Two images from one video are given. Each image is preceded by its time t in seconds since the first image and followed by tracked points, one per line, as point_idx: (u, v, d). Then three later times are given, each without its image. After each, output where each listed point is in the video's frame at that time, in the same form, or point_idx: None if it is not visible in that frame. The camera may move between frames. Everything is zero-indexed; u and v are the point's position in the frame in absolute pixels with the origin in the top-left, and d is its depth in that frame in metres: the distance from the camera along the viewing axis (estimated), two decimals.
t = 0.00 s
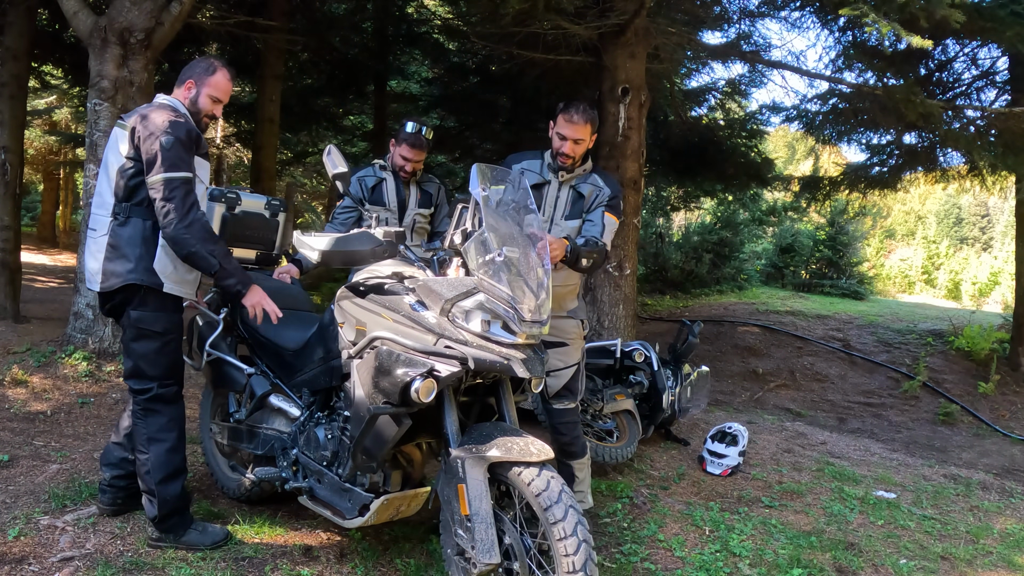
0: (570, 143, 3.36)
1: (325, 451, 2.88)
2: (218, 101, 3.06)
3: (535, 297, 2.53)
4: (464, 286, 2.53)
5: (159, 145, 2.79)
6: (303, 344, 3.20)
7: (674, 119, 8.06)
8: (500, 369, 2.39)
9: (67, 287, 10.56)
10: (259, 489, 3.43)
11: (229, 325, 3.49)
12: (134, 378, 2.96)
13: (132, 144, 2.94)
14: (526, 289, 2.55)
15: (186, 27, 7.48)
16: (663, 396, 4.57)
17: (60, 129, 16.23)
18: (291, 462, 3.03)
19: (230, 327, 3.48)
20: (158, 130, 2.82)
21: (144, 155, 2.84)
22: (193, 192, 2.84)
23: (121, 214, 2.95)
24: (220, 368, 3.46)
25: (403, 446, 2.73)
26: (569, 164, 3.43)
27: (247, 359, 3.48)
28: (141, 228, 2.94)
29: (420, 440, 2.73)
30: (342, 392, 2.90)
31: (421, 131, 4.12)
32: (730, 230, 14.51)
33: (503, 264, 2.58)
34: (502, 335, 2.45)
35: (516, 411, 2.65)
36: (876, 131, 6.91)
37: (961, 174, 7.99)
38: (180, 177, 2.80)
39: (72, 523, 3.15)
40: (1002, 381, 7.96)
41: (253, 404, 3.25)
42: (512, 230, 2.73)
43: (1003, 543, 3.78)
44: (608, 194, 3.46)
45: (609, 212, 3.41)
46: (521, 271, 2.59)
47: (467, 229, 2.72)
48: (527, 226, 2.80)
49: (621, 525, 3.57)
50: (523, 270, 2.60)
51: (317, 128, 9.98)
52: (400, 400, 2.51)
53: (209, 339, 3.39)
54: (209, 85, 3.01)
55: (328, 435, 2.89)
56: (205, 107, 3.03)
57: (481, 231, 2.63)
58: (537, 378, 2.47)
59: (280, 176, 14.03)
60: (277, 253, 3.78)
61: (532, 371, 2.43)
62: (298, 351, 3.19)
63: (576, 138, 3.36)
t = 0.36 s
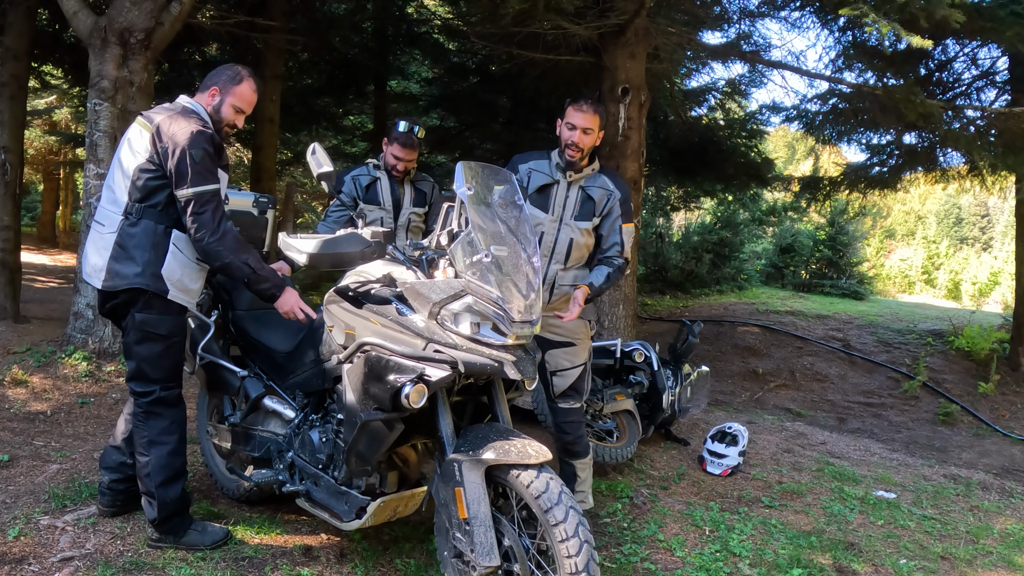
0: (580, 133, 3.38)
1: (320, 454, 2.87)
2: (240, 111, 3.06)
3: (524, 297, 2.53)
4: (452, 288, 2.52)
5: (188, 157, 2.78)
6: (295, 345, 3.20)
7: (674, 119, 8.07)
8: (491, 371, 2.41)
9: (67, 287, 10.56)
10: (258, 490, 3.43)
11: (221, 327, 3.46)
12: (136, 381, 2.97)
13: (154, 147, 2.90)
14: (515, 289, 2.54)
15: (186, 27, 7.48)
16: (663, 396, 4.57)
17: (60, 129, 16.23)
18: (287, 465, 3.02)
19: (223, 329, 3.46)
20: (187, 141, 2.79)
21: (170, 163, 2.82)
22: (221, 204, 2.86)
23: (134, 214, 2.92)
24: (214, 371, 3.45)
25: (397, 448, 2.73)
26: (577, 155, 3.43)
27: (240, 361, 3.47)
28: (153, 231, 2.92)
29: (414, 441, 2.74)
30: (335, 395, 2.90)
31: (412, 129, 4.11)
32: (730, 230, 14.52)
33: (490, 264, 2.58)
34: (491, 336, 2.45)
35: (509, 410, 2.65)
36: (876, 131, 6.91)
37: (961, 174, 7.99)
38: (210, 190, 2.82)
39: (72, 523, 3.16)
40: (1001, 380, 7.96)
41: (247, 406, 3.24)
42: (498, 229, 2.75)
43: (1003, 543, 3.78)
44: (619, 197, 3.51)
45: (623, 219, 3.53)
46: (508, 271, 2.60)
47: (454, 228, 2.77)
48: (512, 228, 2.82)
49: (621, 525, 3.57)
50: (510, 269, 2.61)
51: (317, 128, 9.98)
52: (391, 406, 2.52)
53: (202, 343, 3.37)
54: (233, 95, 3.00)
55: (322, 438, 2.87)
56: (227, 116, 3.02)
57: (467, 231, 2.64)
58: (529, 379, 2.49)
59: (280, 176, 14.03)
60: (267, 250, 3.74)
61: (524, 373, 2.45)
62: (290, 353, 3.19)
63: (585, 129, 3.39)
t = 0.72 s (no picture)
0: (572, 133, 3.39)
1: (317, 456, 2.87)
2: (246, 114, 3.08)
3: (519, 297, 2.53)
4: (445, 289, 2.51)
5: (183, 160, 2.78)
6: (292, 346, 3.20)
7: (674, 119, 8.07)
8: (485, 373, 2.40)
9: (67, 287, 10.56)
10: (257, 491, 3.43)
11: (218, 328, 3.46)
12: (139, 378, 2.97)
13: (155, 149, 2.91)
14: (508, 289, 2.55)
15: (186, 27, 7.47)
16: (663, 395, 4.57)
17: (59, 129, 16.22)
18: (285, 466, 3.02)
19: (218, 331, 3.46)
20: (183, 144, 2.79)
21: (168, 166, 2.82)
22: (216, 209, 2.85)
23: (135, 215, 2.94)
24: (211, 372, 3.44)
25: (394, 449, 2.73)
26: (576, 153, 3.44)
27: (236, 362, 3.46)
28: (153, 233, 2.93)
29: (411, 442, 2.73)
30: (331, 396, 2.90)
31: (402, 128, 4.05)
32: (730, 230, 14.51)
33: (484, 265, 2.59)
34: (485, 338, 2.45)
35: (505, 411, 2.65)
36: (875, 131, 6.91)
37: (961, 174, 7.99)
38: (206, 194, 2.81)
39: (72, 523, 3.16)
40: (1002, 380, 7.96)
41: (245, 407, 3.24)
42: (493, 229, 2.77)
43: (1002, 543, 3.78)
44: (624, 193, 3.55)
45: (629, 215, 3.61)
46: (501, 271, 2.61)
47: (446, 229, 2.79)
48: (506, 228, 2.83)
49: (621, 525, 3.57)
50: (503, 268, 2.62)
51: (317, 128, 9.97)
52: (387, 408, 2.53)
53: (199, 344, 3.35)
54: (240, 98, 3.02)
55: (319, 439, 2.87)
56: (231, 119, 3.03)
57: (460, 231, 2.65)
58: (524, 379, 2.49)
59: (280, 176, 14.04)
60: (262, 249, 3.78)
61: (519, 373, 2.44)
62: (287, 354, 3.18)
63: (576, 128, 3.38)
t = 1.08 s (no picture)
0: (565, 130, 3.44)
1: (318, 455, 2.87)
2: (243, 108, 3.07)
3: (520, 297, 2.54)
4: (447, 289, 2.51)
5: (167, 156, 2.76)
6: (293, 345, 3.20)
7: (674, 119, 8.07)
8: (487, 372, 2.40)
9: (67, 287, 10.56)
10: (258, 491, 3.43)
11: (218, 329, 3.45)
12: (143, 376, 2.97)
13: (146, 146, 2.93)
14: (510, 288, 2.55)
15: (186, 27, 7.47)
16: (663, 395, 4.56)
17: (59, 129, 16.22)
18: (286, 465, 3.02)
19: (219, 331, 3.45)
20: (169, 141, 2.79)
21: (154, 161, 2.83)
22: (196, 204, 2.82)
23: (133, 215, 2.96)
24: (211, 373, 3.44)
25: (395, 449, 2.73)
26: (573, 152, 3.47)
27: (237, 362, 3.46)
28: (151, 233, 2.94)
29: (411, 442, 2.73)
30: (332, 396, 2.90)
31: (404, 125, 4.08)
32: (730, 230, 14.51)
33: (485, 264, 2.59)
34: (487, 337, 2.45)
35: (506, 411, 2.66)
36: (875, 131, 6.91)
37: (961, 174, 7.99)
38: (186, 189, 2.78)
39: (72, 523, 3.15)
40: (1002, 381, 7.96)
41: (245, 407, 3.24)
42: (495, 228, 2.77)
43: (1003, 543, 3.78)
44: (626, 189, 3.55)
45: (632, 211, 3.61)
46: (503, 271, 2.61)
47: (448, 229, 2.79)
48: (507, 227, 2.83)
49: (621, 526, 3.57)
50: (504, 268, 2.62)
51: (317, 128, 9.97)
52: (388, 408, 2.53)
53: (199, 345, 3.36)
54: (236, 91, 3.02)
55: (320, 439, 2.87)
56: (229, 113, 3.04)
57: (462, 231, 2.64)
58: (526, 379, 2.49)
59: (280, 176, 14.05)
60: (262, 248, 3.79)
61: (520, 373, 2.44)
62: (288, 354, 3.18)
63: (569, 125, 3.44)
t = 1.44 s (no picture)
0: (563, 130, 3.46)
1: (319, 455, 2.87)
2: (235, 94, 3.09)
3: (522, 297, 2.54)
4: (450, 288, 2.51)
5: (154, 141, 2.76)
6: (294, 345, 3.19)
7: (674, 119, 8.07)
8: (489, 372, 2.41)
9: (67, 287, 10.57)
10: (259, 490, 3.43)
11: (219, 328, 3.45)
12: (147, 376, 2.98)
13: (138, 143, 2.93)
14: (513, 288, 2.56)
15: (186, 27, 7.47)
16: (663, 395, 4.55)
17: (60, 129, 16.21)
18: (286, 465, 3.02)
19: (220, 330, 3.45)
20: (157, 127, 2.79)
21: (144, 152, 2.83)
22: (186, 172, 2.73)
23: (132, 215, 2.95)
24: (213, 372, 3.44)
25: (396, 449, 2.73)
26: (571, 153, 3.49)
27: (239, 362, 3.46)
28: (151, 228, 2.90)
29: (412, 441, 2.73)
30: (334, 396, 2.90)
31: (408, 127, 4.08)
32: (730, 230, 14.53)
33: (488, 264, 2.59)
34: (490, 337, 2.45)
35: (508, 411, 2.66)
36: (875, 131, 6.91)
37: (961, 174, 7.99)
38: (174, 161, 2.73)
39: (72, 523, 3.16)
40: (1001, 381, 7.96)
41: (246, 407, 3.24)
42: (498, 228, 2.77)
43: (1003, 543, 3.78)
44: (626, 185, 3.56)
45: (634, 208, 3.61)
46: (506, 271, 2.62)
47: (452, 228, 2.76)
48: (510, 227, 2.83)
49: (621, 525, 3.57)
50: (506, 267, 2.63)
51: (317, 128, 9.97)
52: (390, 407, 2.53)
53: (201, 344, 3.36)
54: (227, 78, 3.04)
55: (322, 438, 2.87)
56: (222, 100, 3.06)
57: (465, 231, 2.64)
58: (528, 379, 2.50)
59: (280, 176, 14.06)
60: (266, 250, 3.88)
61: (522, 373, 2.45)
62: (290, 354, 3.17)
63: (565, 124, 3.46)
